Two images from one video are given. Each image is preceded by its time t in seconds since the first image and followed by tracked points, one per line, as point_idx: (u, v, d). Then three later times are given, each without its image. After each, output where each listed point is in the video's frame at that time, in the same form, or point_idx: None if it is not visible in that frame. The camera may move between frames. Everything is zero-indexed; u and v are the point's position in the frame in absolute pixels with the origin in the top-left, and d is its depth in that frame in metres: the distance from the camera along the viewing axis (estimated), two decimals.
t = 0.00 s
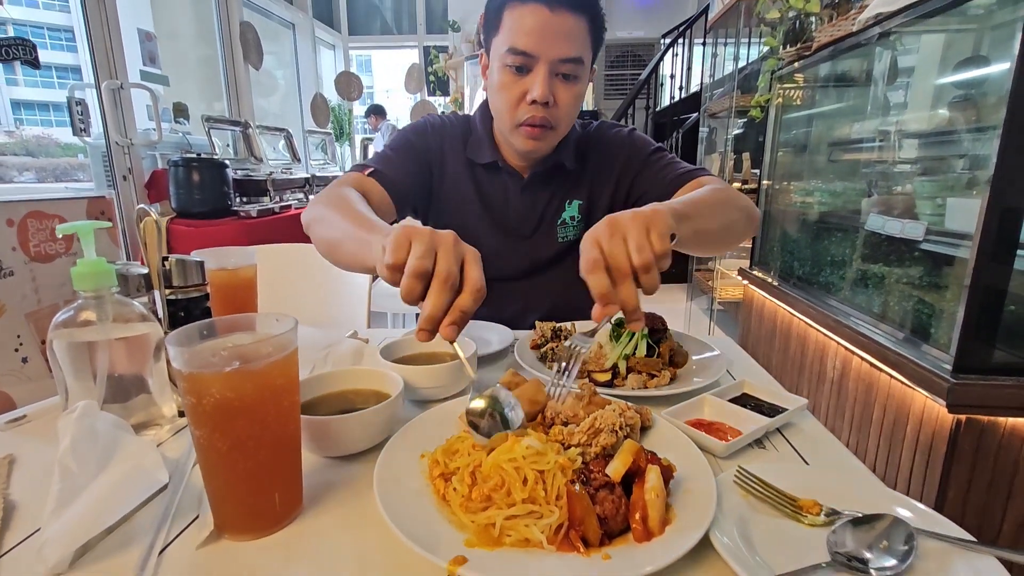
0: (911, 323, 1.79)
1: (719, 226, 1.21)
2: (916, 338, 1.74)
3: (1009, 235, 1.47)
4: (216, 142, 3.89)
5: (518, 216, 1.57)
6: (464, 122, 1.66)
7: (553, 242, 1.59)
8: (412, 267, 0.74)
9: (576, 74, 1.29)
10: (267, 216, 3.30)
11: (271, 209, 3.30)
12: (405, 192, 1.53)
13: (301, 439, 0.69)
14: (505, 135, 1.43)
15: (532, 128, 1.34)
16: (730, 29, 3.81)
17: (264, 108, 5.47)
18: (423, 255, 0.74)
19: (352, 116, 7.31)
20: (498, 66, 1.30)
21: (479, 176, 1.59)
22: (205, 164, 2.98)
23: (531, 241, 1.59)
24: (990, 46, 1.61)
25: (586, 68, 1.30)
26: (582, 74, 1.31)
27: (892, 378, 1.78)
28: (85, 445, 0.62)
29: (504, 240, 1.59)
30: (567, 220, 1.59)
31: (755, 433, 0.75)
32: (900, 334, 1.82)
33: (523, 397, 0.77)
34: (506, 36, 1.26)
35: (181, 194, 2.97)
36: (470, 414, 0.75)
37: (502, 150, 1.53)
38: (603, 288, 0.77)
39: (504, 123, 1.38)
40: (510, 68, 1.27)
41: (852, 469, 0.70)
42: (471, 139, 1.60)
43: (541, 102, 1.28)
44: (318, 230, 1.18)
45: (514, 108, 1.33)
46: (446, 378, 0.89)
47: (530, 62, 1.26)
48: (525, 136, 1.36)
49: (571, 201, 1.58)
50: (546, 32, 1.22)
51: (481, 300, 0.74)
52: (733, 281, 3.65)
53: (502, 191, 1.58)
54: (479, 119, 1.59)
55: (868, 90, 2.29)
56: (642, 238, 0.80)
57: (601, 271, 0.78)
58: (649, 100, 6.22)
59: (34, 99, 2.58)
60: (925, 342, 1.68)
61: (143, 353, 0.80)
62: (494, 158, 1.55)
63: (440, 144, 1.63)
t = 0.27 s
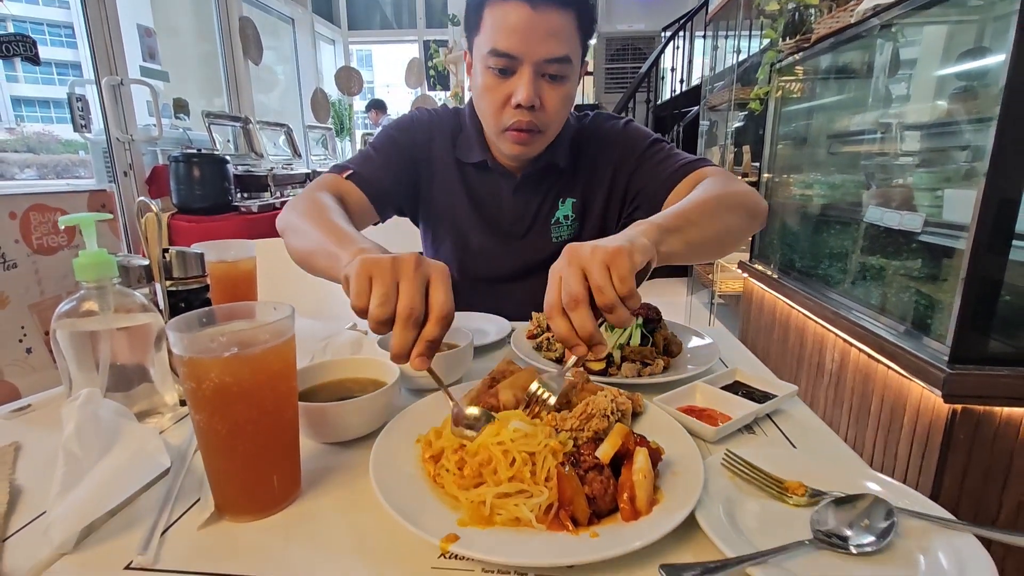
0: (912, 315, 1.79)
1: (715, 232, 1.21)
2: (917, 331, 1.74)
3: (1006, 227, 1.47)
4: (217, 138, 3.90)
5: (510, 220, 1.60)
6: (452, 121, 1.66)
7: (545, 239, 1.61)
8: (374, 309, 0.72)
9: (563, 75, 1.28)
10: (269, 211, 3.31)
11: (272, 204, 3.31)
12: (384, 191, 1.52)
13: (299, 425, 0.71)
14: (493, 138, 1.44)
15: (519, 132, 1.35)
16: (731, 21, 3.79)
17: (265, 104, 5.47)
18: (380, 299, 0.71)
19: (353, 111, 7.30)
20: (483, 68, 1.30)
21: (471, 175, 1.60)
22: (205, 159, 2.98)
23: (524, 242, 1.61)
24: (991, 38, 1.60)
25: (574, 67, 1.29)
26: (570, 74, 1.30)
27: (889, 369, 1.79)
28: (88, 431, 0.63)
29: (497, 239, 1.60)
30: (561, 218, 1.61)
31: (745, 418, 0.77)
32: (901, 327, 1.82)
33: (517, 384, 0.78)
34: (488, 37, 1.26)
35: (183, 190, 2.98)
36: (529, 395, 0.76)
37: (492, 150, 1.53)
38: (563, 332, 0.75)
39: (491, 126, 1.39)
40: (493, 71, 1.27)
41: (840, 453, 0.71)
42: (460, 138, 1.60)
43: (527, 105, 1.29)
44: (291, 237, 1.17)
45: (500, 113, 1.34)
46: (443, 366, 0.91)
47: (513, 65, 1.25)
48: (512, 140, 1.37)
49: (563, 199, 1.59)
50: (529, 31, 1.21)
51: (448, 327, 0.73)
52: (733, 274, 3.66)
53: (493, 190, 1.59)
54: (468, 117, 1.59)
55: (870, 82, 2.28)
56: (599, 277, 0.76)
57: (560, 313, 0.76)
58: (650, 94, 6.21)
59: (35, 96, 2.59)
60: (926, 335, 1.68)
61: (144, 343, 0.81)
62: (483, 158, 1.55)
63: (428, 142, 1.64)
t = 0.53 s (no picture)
0: (912, 307, 1.80)
1: (715, 219, 1.21)
2: (918, 322, 1.74)
3: (1006, 218, 1.47)
4: (216, 133, 3.89)
5: (507, 215, 1.59)
6: (449, 116, 1.65)
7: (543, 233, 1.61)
8: (339, 302, 0.75)
9: (559, 67, 1.28)
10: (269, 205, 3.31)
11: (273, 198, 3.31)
12: (379, 188, 1.53)
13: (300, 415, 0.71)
14: (489, 133, 1.44)
15: (516, 128, 1.35)
16: (733, 13, 3.77)
17: (264, 98, 5.46)
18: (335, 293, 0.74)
19: (352, 105, 7.28)
20: (477, 64, 1.30)
21: (468, 170, 1.59)
22: (205, 154, 2.98)
23: (522, 236, 1.61)
24: (993, 29, 1.59)
25: (570, 60, 1.29)
26: (565, 66, 1.29)
27: (889, 360, 1.80)
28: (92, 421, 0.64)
29: (496, 232, 1.60)
30: (559, 212, 1.61)
31: (742, 408, 0.77)
32: (901, 319, 1.82)
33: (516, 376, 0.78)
34: (482, 33, 1.25)
35: (183, 185, 2.98)
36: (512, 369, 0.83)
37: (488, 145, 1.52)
38: (552, 306, 0.76)
39: (487, 122, 1.39)
40: (488, 66, 1.27)
41: (837, 441, 0.71)
42: (457, 133, 1.60)
43: (523, 100, 1.28)
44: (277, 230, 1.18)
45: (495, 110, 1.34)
46: (443, 357, 0.91)
47: (507, 60, 1.25)
48: (509, 136, 1.37)
49: (560, 193, 1.59)
50: (522, 24, 1.20)
51: (410, 300, 0.73)
52: (733, 266, 3.66)
53: (490, 185, 1.59)
54: (464, 111, 1.58)
55: (871, 73, 2.27)
56: (591, 251, 0.76)
57: (550, 287, 0.78)
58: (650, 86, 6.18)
59: (35, 92, 2.58)
60: (926, 326, 1.69)
61: (145, 335, 0.82)
62: (480, 153, 1.54)
63: (422, 136, 1.64)
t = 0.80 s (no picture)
0: (915, 296, 1.78)
1: (716, 186, 1.19)
2: (920, 313, 1.71)
3: (1013, 205, 1.45)
4: (215, 126, 3.87)
5: (507, 202, 1.57)
6: (447, 101, 1.63)
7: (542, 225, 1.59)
8: (321, 218, 0.80)
9: (559, 48, 1.25)
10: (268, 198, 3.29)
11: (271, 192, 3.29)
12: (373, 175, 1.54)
13: (296, 407, 0.70)
14: (488, 116, 1.42)
15: (515, 108, 1.32)
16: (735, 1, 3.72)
17: (262, 91, 5.42)
18: (316, 204, 0.78)
19: (351, 97, 7.24)
20: (477, 44, 1.27)
21: (467, 157, 1.57)
22: (203, 147, 2.96)
23: (522, 224, 1.59)
24: (1000, 13, 1.56)
25: (571, 41, 1.27)
26: (566, 47, 1.27)
27: (892, 351, 1.78)
28: (83, 414, 0.63)
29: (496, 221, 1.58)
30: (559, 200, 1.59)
31: (746, 397, 0.76)
32: (905, 309, 1.80)
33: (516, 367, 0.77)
34: (481, 11, 1.23)
35: (181, 178, 2.96)
36: (497, 306, 0.86)
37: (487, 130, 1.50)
38: (546, 239, 0.77)
39: (487, 105, 1.37)
40: (488, 46, 1.25)
41: (842, 430, 0.70)
42: (456, 119, 1.57)
43: (523, 80, 1.26)
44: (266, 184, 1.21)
45: (494, 90, 1.32)
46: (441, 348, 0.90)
47: (507, 39, 1.22)
48: (509, 117, 1.34)
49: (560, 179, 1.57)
50: (521, 5, 1.18)
51: (389, 213, 0.77)
52: (735, 258, 3.64)
53: (489, 171, 1.57)
54: (463, 97, 1.57)
55: (874, 60, 2.24)
56: (592, 188, 0.78)
57: (546, 221, 0.79)
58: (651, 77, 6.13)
59: (32, 86, 2.56)
60: (929, 316, 1.67)
61: (139, 327, 0.81)
62: (478, 138, 1.53)
63: (419, 123, 1.62)
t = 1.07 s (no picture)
0: (919, 287, 1.76)
1: (716, 150, 1.18)
2: (923, 301, 1.71)
3: None
4: (212, 118, 3.82)
5: (508, 191, 1.54)
6: (448, 87, 1.60)
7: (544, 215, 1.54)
8: (304, 141, 0.78)
9: (562, 28, 1.22)
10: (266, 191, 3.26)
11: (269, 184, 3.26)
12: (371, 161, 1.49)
13: (292, 407, 0.68)
14: (489, 100, 1.39)
15: (516, 92, 1.29)
16: None
17: (260, 82, 5.37)
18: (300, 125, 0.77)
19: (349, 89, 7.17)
20: (478, 24, 1.24)
21: (467, 144, 1.54)
22: (200, 139, 2.93)
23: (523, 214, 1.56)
24: None
25: (574, 21, 1.23)
26: (569, 28, 1.24)
27: (898, 342, 1.76)
28: (71, 416, 0.61)
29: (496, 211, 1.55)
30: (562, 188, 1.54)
31: (757, 394, 0.73)
32: (909, 299, 1.78)
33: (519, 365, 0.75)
34: None
35: (178, 171, 2.93)
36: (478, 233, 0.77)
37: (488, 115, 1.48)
38: (540, 166, 0.76)
39: (488, 88, 1.34)
40: (489, 25, 1.21)
41: (857, 428, 0.68)
42: (457, 106, 1.54)
43: (525, 62, 1.23)
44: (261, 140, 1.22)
45: (495, 72, 1.29)
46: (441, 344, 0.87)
47: (509, 19, 1.19)
48: (510, 101, 1.31)
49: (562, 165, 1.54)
50: None
51: (376, 134, 0.77)
52: (738, 249, 3.61)
53: (490, 160, 1.54)
54: (465, 84, 1.54)
55: (879, 47, 2.19)
56: (594, 121, 0.76)
57: (541, 150, 0.77)
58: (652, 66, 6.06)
59: (29, 79, 2.52)
60: (933, 306, 1.65)
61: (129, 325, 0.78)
62: (479, 124, 1.50)
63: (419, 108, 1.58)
